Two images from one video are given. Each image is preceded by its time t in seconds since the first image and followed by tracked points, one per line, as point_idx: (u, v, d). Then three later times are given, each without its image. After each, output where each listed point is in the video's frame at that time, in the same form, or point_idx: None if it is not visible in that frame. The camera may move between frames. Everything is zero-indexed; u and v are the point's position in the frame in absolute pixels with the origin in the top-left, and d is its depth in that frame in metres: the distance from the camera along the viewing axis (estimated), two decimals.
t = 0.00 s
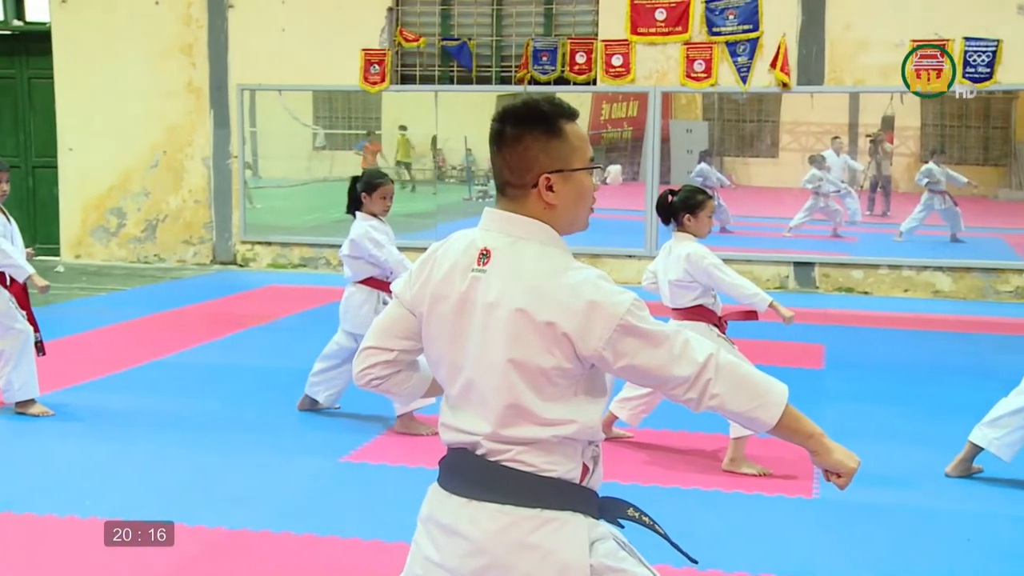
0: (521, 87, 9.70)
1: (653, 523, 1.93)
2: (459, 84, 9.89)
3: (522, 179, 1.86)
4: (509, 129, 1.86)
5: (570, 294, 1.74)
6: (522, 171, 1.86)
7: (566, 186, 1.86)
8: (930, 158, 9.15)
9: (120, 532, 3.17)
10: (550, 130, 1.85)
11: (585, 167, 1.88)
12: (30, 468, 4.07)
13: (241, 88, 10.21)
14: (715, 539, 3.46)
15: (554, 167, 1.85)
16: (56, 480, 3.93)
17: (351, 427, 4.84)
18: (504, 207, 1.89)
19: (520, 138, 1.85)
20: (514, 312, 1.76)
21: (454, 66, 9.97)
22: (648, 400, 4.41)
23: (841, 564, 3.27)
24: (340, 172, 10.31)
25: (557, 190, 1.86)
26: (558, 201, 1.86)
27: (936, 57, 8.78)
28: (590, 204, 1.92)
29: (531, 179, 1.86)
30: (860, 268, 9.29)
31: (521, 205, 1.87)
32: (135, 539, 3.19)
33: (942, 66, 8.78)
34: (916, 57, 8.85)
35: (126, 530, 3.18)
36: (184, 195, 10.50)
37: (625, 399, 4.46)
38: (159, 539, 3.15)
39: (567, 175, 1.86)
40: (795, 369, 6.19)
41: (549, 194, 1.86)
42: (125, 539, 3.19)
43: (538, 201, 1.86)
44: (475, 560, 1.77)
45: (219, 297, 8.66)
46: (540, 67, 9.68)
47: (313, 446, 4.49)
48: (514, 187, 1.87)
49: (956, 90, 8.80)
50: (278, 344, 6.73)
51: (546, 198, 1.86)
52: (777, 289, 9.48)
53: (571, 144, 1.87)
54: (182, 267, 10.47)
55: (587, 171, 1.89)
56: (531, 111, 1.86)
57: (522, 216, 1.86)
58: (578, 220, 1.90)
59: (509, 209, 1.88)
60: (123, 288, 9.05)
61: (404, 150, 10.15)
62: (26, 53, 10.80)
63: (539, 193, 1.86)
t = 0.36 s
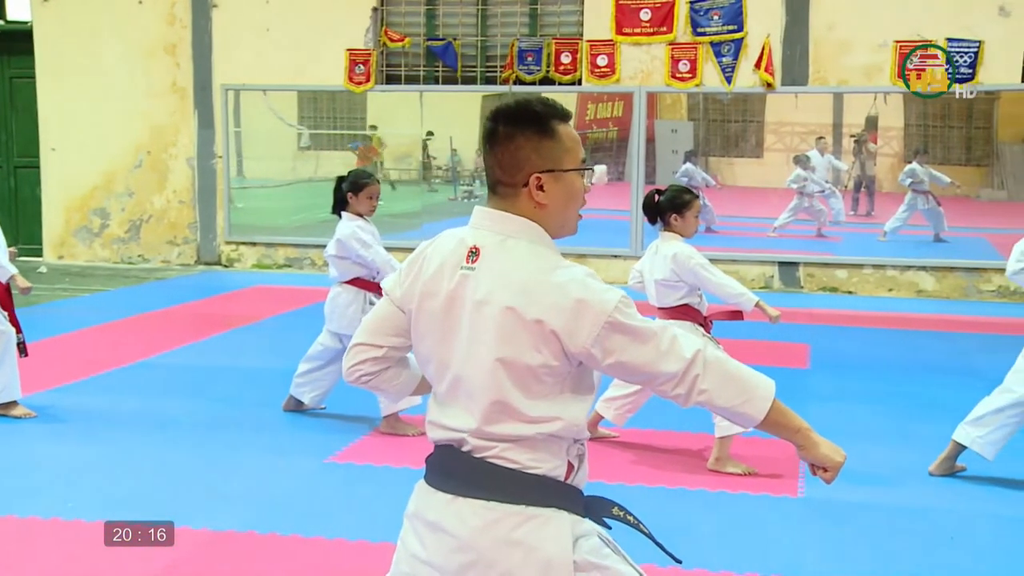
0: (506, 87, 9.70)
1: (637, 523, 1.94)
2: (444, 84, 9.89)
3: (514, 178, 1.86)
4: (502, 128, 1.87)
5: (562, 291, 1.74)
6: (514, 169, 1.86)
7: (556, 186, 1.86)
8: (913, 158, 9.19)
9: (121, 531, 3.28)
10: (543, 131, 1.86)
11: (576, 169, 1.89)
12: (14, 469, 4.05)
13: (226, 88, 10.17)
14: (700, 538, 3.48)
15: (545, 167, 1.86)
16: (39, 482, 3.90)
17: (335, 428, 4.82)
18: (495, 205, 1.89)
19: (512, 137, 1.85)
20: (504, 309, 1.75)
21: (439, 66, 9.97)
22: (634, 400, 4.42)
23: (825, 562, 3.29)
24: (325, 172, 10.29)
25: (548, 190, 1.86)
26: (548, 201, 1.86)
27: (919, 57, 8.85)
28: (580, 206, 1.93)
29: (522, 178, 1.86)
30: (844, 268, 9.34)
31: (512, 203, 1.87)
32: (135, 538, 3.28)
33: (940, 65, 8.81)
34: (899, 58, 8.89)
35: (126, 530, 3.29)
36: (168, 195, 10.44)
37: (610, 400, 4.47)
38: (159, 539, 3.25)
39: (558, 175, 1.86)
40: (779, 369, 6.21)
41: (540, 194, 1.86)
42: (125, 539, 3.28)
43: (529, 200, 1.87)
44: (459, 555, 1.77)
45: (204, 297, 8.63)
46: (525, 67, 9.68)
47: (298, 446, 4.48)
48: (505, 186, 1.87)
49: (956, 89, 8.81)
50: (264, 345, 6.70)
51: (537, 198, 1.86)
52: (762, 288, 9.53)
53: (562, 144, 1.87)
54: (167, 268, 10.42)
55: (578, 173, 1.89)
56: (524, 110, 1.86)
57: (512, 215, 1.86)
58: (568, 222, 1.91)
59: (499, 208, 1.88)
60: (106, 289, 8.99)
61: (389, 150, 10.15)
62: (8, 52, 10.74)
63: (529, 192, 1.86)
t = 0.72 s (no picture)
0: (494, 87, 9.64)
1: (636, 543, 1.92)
2: (433, 85, 9.86)
3: (558, 183, 1.87)
4: (551, 132, 1.88)
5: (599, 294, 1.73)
6: (558, 174, 1.87)
7: (602, 193, 1.88)
8: (905, 159, 9.27)
9: (121, 532, 3.37)
10: (591, 139, 1.86)
11: (622, 178, 1.90)
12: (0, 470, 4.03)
13: (213, 88, 10.12)
14: (687, 537, 3.48)
15: (590, 174, 1.87)
16: (26, 483, 3.88)
17: (318, 429, 4.78)
18: (539, 208, 1.90)
19: (562, 141, 1.87)
20: (543, 312, 1.74)
21: (427, 66, 9.97)
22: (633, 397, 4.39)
23: (815, 561, 3.30)
24: (312, 173, 10.27)
25: (593, 197, 1.88)
26: (591, 208, 1.88)
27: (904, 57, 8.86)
28: (622, 215, 1.94)
29: (567, 184, 1.87)
30: (830, 268, 9.34)
31: (556, 208, 1.88)
32: (134, 539, 3.36)
33: (941, 66, 8.77)
34: (884, 58, 8.90)
35: (126, 531, 3.37)
36: (155, 194, 10.40)
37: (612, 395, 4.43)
38: (158, 539, 3.32)
39: (604, 183, 1.88)
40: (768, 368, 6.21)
41: (584, 201, 1.88)
42: (124, 538, 3.34)
43: (572, 207, 1.88)
44: (469, 548, 1.75)
45: (190, 297, 8.59)
46: (512, 67, 9.68)
47: (285, 447, 4.47)
48: (550, 190, 1.89)
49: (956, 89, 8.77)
50: (251, 345, 6.67)
51: (580, 204, 1.88)
52: (749, 288, 9.54)
53: (609, 153, 1.88)
54: (153, 268, 10.39)
55: (624, 182, 1.91)
56: (574, 117, 1.88)
57: (557, 219, 1.87)
58: (607, 230, 1.93)
59: (543, 211, 1.89)
60: (91, 290, 8.94)
61: (376, 150, 10.15)
62: None
63: (574, 199, 1.88)
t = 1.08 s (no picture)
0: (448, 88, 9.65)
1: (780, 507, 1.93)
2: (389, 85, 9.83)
3: (686, 166, 1.82)
4: (677, 117, 1.82)
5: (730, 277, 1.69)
6: (687, 158, 1.82)
7: (729, 176, 1.82)
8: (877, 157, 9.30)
9: (121, 532, 3.36)
10: (718, 121, 1.81)
11: (747, 161, 1.84)
12: None
13: (164, 88, 10.01)
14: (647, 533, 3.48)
15: (719, 157, 1.81)
16: None
17: (265, 434, 4.67)
18: (664, 193, 1.85)
19: (690, 125, 1.81)
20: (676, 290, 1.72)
21: (381, 66, 10.08)
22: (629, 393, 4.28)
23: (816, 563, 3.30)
24: (263, 172, 10.13)
25: (722, 179, 1.81)
26: (720, 190, 1.82)
27: (854, 59, 8.96)
28: (746, 200, 1.88)
29: (695, 167, 1.81)
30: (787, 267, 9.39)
31: (682, 191, 1.83)
32: (135, 539, 3.34)
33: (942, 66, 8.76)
34: (835, 59, 9.01)
35: (127, 531, 3.36)
36: (105, 195, 10.22)
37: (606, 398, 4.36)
38: (159, 538, 3.32)
39: (732, 166, 1.82)
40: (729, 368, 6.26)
41: (712, 183, 1.81)
42: (124, 538, 3.33)
43: (700, 189, 1.82)
44: (587, 527, 1.80)
45: (143, 300, 8.44)
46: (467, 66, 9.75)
47: (243, 450, 4.41)
48: (675, 174, 1.83)
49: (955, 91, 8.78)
50: (208, 347, 6.58)
51: (709, 186, 1.81)
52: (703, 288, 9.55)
53: (735, 137, 1.82)
54: (102, 269, 10.21)
55: (749, 164, 1.84)
56: (700, 101, 1.82)
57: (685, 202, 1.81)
58: (734, 213, 1.86)
59: (670, 195, 1.83)
60: (39, 292, 8.74)
61: (331, 151, 10.00)
62: None
63: (703, 182, 1.81)
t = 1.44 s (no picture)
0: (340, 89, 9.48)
1: (799, 525, 2.04)
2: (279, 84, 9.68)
3: (695, 196, 1.93)
4: (686, 151, 1.94)
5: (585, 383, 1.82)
6: (696, 188, 1.93)
7: (736, 202, 1.92)
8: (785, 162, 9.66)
9: (121, 531, 3.30)
10: (721, 151, 1.92)
11: (754, 185, 1.94)
12: None
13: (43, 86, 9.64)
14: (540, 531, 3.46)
15: (726, 184, 1.91)
16: None
17: (156, 442, 4.50)
18: (677, 223, 1.97)
19: (696, 160, 1.92)
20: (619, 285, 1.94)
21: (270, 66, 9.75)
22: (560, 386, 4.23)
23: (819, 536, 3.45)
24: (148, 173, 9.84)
25: (730, 206, 1.92)
26: (729, 216, 1.93)
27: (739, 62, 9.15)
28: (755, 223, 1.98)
29: (704, 197, 1.93)
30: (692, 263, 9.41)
31: (693, 219, 1.95)
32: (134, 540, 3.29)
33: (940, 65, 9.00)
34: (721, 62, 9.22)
35: (126, 531, 3.30)
36: None
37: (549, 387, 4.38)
38: (158, 538, 3.27)
39: (740, 192, 1.92)
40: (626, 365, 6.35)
41: (721, 210, 1.93)
42: (124, 539, 3.28)
43: (711, 216, 1.93)
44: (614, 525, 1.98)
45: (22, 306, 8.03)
46: (359, 65, 9.67)
47: (125, 458, 4.24)
48: (688, 204, 1.95)
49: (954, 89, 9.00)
50: (90, 351, 6.35)
51: (718, 213, 1.93)
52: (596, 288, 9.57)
53: (740, 164, 1.93)
54: None
55: (755, 189, 1.94)
56: (704, 135, 1.94)
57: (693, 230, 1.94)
58: (742, 236, 1.96)
59: (681, 225, 1.96)
60: None
61: (222, 150, 9.94)
62: None
63: (713, 209, 1.93)
